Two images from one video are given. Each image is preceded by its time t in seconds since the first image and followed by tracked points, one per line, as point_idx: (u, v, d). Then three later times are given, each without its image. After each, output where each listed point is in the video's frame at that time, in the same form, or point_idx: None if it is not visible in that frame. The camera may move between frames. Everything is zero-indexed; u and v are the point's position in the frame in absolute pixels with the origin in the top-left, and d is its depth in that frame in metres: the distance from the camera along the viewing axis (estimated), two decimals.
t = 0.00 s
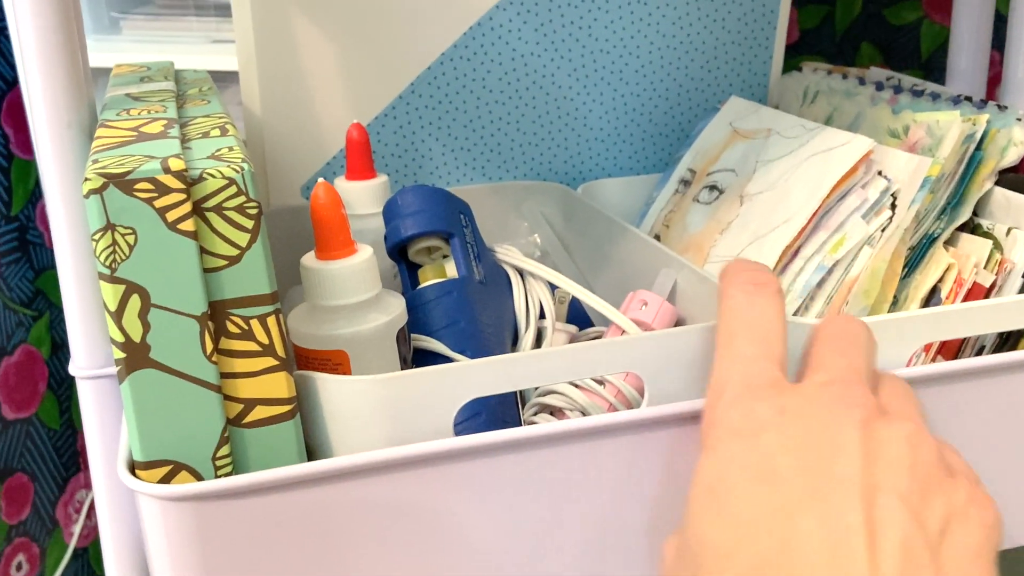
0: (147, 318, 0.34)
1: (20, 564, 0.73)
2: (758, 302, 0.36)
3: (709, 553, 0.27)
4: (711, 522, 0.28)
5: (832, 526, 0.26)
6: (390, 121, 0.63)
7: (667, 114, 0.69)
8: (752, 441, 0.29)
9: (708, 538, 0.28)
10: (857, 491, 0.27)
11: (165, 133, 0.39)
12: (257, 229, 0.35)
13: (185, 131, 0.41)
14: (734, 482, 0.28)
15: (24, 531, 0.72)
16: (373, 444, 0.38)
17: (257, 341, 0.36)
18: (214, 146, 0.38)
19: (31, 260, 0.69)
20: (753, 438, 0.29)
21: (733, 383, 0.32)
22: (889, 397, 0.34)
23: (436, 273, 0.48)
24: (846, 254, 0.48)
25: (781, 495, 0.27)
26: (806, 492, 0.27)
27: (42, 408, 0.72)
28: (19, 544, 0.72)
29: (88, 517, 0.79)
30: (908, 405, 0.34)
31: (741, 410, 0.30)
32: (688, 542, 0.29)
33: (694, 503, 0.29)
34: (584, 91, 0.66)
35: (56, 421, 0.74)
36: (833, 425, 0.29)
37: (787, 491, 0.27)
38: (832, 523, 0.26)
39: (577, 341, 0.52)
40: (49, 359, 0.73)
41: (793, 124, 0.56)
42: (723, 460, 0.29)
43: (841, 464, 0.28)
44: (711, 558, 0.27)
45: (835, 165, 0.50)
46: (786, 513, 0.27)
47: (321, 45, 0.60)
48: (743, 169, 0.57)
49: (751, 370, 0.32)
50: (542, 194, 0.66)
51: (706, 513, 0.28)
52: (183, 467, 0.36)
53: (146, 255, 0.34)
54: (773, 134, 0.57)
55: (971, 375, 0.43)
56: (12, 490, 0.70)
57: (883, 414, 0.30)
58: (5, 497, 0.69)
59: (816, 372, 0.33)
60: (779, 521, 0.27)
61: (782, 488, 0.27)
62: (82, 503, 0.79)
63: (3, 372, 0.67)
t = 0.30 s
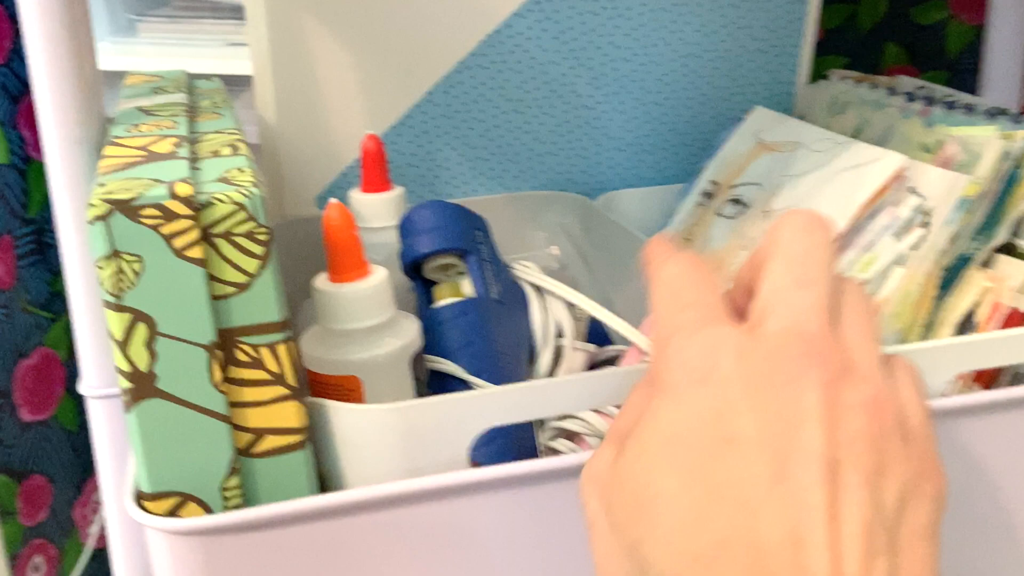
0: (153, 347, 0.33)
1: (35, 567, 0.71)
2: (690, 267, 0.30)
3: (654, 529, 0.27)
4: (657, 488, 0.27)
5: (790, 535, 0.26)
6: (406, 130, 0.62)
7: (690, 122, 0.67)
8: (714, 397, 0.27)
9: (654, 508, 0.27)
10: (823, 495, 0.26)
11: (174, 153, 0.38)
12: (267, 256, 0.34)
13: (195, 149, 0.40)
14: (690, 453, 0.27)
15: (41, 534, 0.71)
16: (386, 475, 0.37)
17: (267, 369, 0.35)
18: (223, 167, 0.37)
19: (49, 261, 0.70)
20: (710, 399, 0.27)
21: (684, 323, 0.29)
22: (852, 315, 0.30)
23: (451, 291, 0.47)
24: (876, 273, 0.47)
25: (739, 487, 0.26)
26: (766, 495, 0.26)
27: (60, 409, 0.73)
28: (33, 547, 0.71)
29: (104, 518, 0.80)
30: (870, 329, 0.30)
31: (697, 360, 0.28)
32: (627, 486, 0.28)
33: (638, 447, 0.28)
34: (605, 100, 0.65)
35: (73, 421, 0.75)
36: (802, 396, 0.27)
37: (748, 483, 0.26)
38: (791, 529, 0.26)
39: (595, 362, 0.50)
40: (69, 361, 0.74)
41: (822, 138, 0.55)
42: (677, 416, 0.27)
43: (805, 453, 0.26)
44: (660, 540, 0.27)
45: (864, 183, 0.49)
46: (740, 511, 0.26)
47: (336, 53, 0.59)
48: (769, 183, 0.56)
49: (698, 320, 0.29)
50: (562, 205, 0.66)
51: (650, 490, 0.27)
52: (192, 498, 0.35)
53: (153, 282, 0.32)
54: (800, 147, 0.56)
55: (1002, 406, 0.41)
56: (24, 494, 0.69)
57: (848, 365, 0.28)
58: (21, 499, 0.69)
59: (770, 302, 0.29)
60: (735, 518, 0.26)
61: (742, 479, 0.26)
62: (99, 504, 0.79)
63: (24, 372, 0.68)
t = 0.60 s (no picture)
0: (157, 392, 0.31)
1: (57, 557, 0.80)
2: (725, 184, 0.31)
3: (658, 356, 0.27)
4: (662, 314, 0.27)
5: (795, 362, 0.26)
6: (423, 134, 0.62)
7: (717, 123, 0.66)
8: (727, 256, 0.28)
9: (661, 345, 0.27)
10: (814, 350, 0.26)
11: (181, 178, 0.36)
12: (277, 293, 0.32)
13: (204, 173, 0.38)
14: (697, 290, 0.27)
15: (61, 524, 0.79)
16: (405, 519, 0.36)
17: (277, 411, 0.33)
18: (232, 196, 0.35)
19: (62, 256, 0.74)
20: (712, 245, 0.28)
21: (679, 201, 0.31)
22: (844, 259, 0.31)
23: (471, 311, 0.45)
24: (919, 292, 0.44)
25: (740, 324, 0.27)
26: (768, 334, 0.26)
27: (76, 404, 0.78)
28: (57, 538, 0.80)
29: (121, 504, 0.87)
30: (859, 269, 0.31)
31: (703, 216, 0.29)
32: (626, 335, 0.28)
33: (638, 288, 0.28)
34: (628, 100, 0.63)
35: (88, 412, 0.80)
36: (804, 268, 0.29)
37: (750, 325, 0.26)
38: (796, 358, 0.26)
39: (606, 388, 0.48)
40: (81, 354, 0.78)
41: (860, 145, 0.53)
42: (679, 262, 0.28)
43: (803, 306, 0.27)
44: (657, 372, 0.26)
45: (911, 195, 0.46)
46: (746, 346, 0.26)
47: (351, 56, 0.59)
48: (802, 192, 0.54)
49: (705, 202, 0.30)
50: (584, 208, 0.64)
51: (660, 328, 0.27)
52: (200, 546, 0.34)
53: (158, 325, 0.31)
54: (836, 154, 0.54)
55: None
56: (49, 487, 0.77)
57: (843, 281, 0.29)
58: (41, 493, 0.76)
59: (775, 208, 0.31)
60: (750, 337, 0.26)
61: (745, 314, 0.27)
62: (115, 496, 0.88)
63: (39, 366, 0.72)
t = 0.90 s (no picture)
0: (161, 412, 0.30)
1: (76, 542, 0.79)
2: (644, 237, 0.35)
3: (597, 343, 0.29)
4: (601, 316, 0.30)
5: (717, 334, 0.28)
6: (438, 126, 0.60)
7: (740, 112, 0.64)
8: (654, 275, 0.31)
9: (602, 334, 0.29)
10: (742, 330, 0.28)
11: (186, 184, 0.34)
12: (285, 308, 0.31)
13: (211, 178, 0.36)
14: (632, 297, 0.30)
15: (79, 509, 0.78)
16: (416, 535, 0.35)
17: (286, 430, 0.32)
18: (239, 203, 0.33)
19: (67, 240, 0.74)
20: (645, 272, 0.31)
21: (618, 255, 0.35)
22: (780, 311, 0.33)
23: (485, 316, 0.44)
24: (952, 295, 0.41)
25: (672, 313, 0.29)
26: (697, 315, 0.28)
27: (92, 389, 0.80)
28: (75, 522, 0.79)
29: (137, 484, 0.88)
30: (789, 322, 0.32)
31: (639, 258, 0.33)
32: (572, 342, 0.30)
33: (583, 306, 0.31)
34: (649, 89, 0.61)
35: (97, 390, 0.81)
36: (731, 296, 0.31)
37: (678, 310, 0.29)
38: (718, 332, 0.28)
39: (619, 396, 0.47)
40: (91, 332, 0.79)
41: (890, 139, 0.51)
42: (618, 283, 0.31)
43: (727, 306, 0.30)
44: (594, 354, 0.28)
45: (947, 197, 0.44)
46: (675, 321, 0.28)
47: (364, 46, 0.57)
48: (830, 188, 0.52)
49: (638, 252, 0.33)
50: (602, 202, 0.63)
51: (603, 323, 0.29)
52: (206, 568, 0.33)
53: (160, 343, 0.29)
54: (866, 148, 0.52)
55: None
56: (66, 472, 0.76)
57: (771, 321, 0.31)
58: (58, 478, 0.75)
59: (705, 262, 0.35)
60: (677, 314, 0.28)
61: (676, 306, 0.29)
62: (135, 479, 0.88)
63: (55, 352, 0.73)
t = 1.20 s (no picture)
0: (168, 407, 0.30)
1: (83, 529, 0.79)
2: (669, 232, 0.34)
3: (636, 344, 0.28)
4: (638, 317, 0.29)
5: (760, 338, 0.27)
6: (451, 113, 0.59)
7: (757, 102, 0.63)
8: (694, 267, 0.30)
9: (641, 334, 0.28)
10: (780, 335, 0.27)
11: (194, 174, 0.33)
12: (294, 302, 0.30)
13: (220, 167, 0.36)
14: (670, 296, 0.29)
15: (86, 496, 0.78)
16: (426, 533, 0.35)
17: (296, 426, 0.32)
18: (249, 194, 0.32)
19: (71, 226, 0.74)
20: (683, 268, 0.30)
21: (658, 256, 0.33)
22: (808, 308, 0.32)
23: (496, 309, 0.43)
24: (974, 290, 0.40)
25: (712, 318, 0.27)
26: (738, 319, 0.27)
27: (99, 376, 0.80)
28: (82, 509, 0.79)
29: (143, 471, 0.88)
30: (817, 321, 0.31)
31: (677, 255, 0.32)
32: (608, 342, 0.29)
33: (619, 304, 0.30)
34: (665, 78, 0.61)
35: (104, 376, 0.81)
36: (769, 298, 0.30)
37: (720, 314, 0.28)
38: (762, 335, 0.27)
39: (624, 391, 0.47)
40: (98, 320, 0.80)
41: (912, 130, 0.50)
42: (655, 279, 0.30)
43: (769, 310, 0.29)
44: (631, 357, 0.27)
45: (971, 191, 0.43)
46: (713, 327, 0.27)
47: (377, 32, 0.56)
48: (849, 180, 0.51)
49: (681, 246, 0.32)
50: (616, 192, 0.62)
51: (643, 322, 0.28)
52: (213, 564, 0.32)
53: (168, 337, 0.29)
54: (887, 139, 0.51)
55: None
56: (74, 458, 0.76)
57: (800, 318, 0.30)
58: (66, 465, 0.75)
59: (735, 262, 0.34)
60: (720, 314, 0.27)
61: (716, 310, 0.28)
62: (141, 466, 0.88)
63: (63, 340, 0.73)
